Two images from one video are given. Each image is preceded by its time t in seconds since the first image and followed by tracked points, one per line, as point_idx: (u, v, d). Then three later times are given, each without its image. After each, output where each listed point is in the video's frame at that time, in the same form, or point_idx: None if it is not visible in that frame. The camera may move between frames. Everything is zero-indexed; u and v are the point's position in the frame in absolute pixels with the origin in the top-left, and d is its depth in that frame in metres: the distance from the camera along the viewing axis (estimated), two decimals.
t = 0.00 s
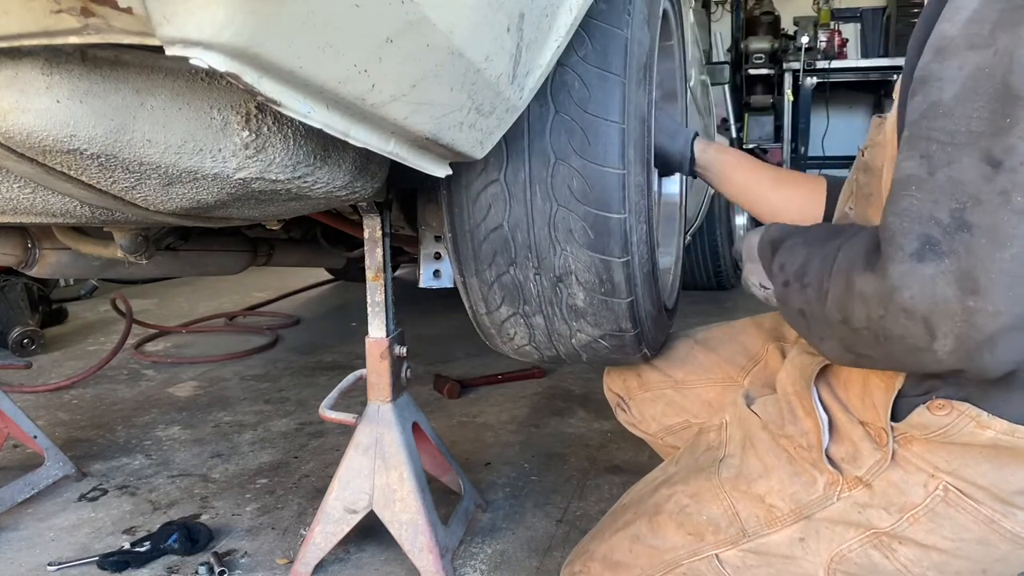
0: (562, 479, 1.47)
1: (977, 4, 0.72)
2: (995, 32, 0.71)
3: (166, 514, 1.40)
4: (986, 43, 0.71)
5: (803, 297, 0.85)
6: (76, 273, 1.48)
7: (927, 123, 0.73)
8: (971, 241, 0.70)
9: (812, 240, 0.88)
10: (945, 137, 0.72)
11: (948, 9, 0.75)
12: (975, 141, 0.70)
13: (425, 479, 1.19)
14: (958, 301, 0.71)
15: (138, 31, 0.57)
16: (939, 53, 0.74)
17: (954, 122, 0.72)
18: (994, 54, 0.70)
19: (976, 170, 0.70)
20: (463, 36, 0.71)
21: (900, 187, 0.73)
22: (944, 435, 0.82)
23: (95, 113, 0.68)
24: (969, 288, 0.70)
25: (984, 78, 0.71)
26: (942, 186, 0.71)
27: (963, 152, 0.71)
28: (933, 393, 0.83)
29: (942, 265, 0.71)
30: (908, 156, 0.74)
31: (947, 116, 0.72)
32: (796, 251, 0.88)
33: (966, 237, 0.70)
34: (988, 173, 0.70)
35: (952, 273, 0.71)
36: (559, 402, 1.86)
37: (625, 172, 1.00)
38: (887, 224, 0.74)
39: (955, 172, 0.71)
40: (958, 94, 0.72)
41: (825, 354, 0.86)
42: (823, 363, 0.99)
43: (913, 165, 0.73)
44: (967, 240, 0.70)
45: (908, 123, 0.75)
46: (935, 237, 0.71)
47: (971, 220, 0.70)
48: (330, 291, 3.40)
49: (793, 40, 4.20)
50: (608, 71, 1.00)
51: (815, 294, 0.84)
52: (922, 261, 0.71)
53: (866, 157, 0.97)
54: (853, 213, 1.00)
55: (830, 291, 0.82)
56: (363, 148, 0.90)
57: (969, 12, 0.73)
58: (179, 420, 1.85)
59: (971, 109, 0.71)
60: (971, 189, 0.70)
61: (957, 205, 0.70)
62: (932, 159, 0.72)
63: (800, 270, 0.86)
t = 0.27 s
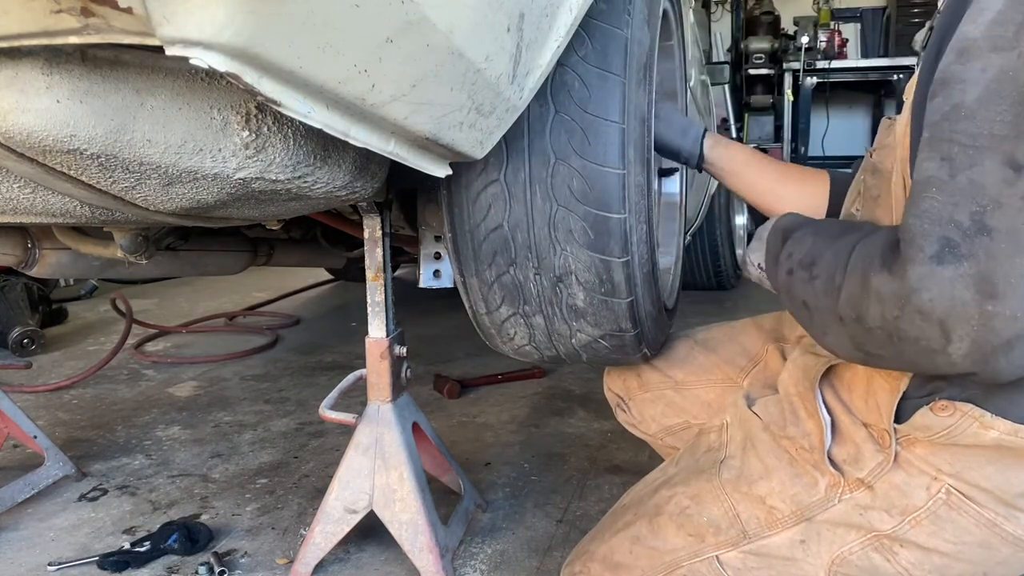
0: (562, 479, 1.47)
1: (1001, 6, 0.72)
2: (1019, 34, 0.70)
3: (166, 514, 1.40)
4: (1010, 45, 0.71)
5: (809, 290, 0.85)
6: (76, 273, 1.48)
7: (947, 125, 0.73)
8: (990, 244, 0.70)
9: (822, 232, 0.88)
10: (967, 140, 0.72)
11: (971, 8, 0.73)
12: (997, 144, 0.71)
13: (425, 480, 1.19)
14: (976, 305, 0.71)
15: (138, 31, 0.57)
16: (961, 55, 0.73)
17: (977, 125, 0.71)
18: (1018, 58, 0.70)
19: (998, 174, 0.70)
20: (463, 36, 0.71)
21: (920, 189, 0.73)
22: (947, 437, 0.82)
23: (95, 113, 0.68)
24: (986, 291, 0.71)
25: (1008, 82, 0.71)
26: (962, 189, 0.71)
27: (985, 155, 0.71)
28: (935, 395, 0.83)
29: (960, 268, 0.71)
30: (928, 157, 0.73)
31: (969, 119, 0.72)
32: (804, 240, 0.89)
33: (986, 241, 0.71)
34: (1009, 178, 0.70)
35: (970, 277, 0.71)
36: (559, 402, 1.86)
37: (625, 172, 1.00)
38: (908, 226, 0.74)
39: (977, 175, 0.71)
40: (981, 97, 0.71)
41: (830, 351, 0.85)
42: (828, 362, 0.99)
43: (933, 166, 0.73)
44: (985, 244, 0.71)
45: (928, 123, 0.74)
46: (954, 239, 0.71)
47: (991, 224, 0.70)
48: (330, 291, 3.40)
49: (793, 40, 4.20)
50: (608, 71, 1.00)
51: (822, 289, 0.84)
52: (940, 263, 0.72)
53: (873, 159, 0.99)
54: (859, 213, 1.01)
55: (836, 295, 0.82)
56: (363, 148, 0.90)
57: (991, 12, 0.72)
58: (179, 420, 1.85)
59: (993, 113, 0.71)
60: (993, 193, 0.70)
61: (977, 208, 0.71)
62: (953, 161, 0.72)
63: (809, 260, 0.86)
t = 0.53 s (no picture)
0: (562, 479, 1.47)
1: (1009, 15, 0.72)
2: None
3: (166, 514, 1.40)
4: (1016, 55, 0.72)
5: (813, 298, 0.85)
6: (76, 273, 1.48)
7: (952, 133, 0.73)
8: (994, 255, 0.70)
9: (824, 237, 0.89)
10: (972, 149, 0.72)
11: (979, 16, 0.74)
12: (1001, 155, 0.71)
13: (425, 479, 1.19)
14: (978, 315, 0.71)
15: (138, 31, 0.57)
16: (967, 64, 0.73)
17: (982, 135, 0.71)
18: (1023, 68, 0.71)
19: (1002, 185, 0.71)
20: (463, 36, 0.71)
21: (925, 200, 0.73)
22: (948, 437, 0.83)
23: (95, 113, 0.68)
24: (990, 302, 0.71)
25: (1013, 92, 0.71)
26: (966, 200, 0.71)
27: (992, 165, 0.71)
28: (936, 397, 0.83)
29: (963, 279, 0.71)
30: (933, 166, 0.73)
31: (973, 128, 0.72)
32: (806, 246, 0.89)
33: (989, 252, 0.70)
34: (1012, 188, 0.70)
35: (973, 287, 0.71)
36: (559, 402, 1.86)
37: (625, 172, 1.00)
38: (911, 236, 0.74)
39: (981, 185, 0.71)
40: (987, 107, 0.72)
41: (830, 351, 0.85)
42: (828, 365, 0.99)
43: (937, 177, 0.73)
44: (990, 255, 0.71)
45: (933, 133, 0.74)
46: (957, 250, 0.71)
47: (994, 234, 0.70)
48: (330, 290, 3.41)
49: (793, 40, 4.20)
50: (608, 71, 1.00)
51: (825, 297, 0.84)
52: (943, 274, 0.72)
53: (877, 161, 0.98)
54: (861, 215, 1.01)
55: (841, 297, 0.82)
56: (363, 148, 0.90)
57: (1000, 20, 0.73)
58: (179, 420, 1.85)
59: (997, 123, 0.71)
60: (996, 204, 0.71)
61: (981, 219, 0.71)
62: (957, 171, 0.72)
63: (811, 268, 0.87)
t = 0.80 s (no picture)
0: (562, 479, 1.47)
1: (1003, 23, 0.73)
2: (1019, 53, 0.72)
3: (166, 514, 1.40)
4: (1010, 63, 0.72)
5: (813, 309, 0.87)
6: (77, 273, 1.48)
7: (947, 144, 0.74)
8: (989, 265, 0.71)
9: (824, 247, 0.90)
10: (966, 158, 0.73)
11: (974, 24, 0.75)
12: (995, 165, 0.72)
13: (425, 479, 1.19)
14: (974, 324, 0.72)
15: (138, 30, 0.57)
16: (961, 72, 0.74)
17: (977, 143, 0.73)
18: (1017, 76, 0.72)
19: (996, 194, 0.72)
20: (463, 36, 0.71)
21: (921, 209, 0.74)
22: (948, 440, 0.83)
23: (94, 113, 0.68)
24: (986, 310, 0.72)
25: (1007, 100, 0.72)
26: (961, 209, 0.72)
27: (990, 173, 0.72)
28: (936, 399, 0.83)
29: (959, 288, 0.72)
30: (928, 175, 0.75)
31: (968, 138, 0.73)
32: (806, 257, 0.91)
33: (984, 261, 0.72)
34: (1008, 199, 0.71)
35: (969, 296, 0.72)
36: (559, 402, 1.86)
37: (625, 172, 1.00)
38: (907, 246, 0.75)
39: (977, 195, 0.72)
40: (981, 115, 0.73)
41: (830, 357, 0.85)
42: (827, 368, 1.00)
43: (933, 185, 0.74)
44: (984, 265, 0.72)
45: (929, 141, 0.76)
46: (953, 259, 0.72)
47: (989, 243, 0.72)
48: (330, 290, 3.41)
49: (793, 40, 4.20)
50: (608, 71, 1.00)
51: (825, 306, 0.85)
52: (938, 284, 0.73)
53: (876, 163, 0.98)
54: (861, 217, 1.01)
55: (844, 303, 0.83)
56: (363, 149, 0.90)
57: (994, 28, 0.73)
58: (179, 420, 1.85)
59: (992, 133, 0.72)
60: (992, 212, 0.72)
61: (976, 227, 0.72)
62: (952, 179, 0.73)
63: (811, 278, 0.88)
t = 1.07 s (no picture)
0: (562, 479, 1.47)
1: (988, 27, 0.69)
2: (1004, 57, 0.68)
3: (166, 514, 1.40)
4: (994, 67, 0.68)
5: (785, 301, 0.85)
6: (76, 273, 1.48)
7: (925, 148, 0.71)
8: (958, 267, 0.68)
9: (792, 238, 0.88)
10: (942, 160, 0.70)
11: (961, 29, 0.71)
12: (971, 169, 0.68)
13: (425, 479, 1.19)
14: (938, 323, 0.70)
15: (138, 31, 0.57)
16: (945, 76, 0.71)
17: (955, 146, 0.69)
18: (1000, 80, 0.68)
19: (969, 198, 0.68)
20: (463, 36, 0.71)
21: (894, 209, 0.72)
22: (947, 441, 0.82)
23: (95, 113, 0.68)
24: (951, 310, 0.69)
25: (989, 105, 0.68)
26: (934, 210, 0.69)
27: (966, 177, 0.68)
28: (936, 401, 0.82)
29: (926, 287, 0.70)
30: (905, 178, 0.72)
31: (946, 141, 0.70)
32: (774, 247, 0.88)
33: (953, 263, 0.69)
34: (982, 205, 0.68)
35: (936, 297, 0.70)
36: (559, 402, 1.86)
37: (625, 170, 1.00)
38: (880, 244, 0.73)
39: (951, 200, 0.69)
40: (960, 119, 0.69)
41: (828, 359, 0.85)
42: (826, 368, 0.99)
43: (907, 187, 0.71)
44: (954, 266, 0.69)
45: (909, 143, 0.73)
46: (922, 258, 0.70)
47: (960, 246, 0.68)
48: (330, 290, 3.41)
49: (792, 40, 4.20)
50: (608, 69, 1.00)
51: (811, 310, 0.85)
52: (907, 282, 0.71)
53: (874, 162, 0.99)
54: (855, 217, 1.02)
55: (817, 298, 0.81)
56: (363, 148, 0.90)
57: (979, 32, 0.70)
58: (179, 420, 1.85)
59: (971, 137, 0.69)
60: (964, 215, 0.68)
61: (948, 229, 0.69)
62: (927, 181, 0.70)
63: (780, 267, 0.86)
